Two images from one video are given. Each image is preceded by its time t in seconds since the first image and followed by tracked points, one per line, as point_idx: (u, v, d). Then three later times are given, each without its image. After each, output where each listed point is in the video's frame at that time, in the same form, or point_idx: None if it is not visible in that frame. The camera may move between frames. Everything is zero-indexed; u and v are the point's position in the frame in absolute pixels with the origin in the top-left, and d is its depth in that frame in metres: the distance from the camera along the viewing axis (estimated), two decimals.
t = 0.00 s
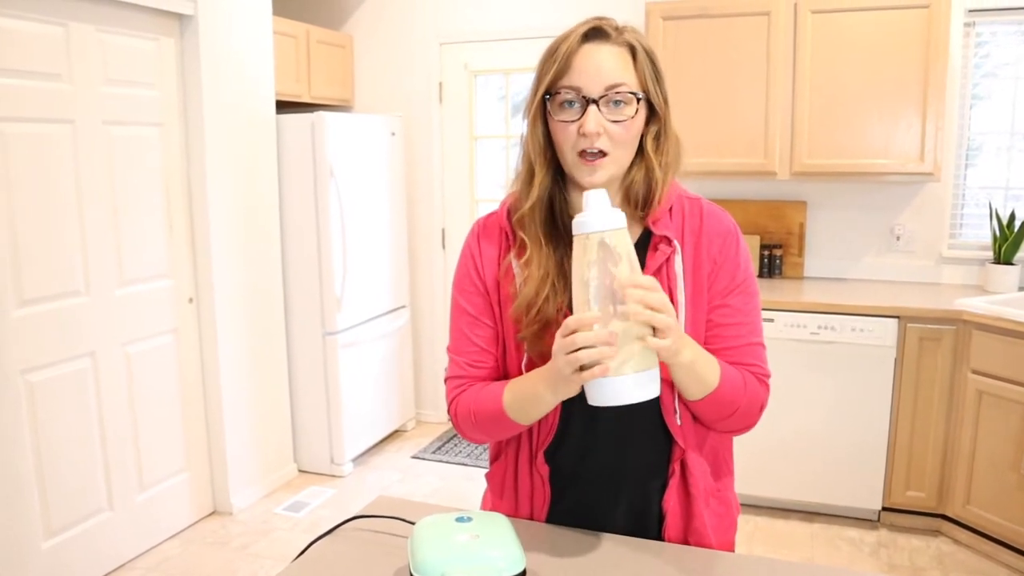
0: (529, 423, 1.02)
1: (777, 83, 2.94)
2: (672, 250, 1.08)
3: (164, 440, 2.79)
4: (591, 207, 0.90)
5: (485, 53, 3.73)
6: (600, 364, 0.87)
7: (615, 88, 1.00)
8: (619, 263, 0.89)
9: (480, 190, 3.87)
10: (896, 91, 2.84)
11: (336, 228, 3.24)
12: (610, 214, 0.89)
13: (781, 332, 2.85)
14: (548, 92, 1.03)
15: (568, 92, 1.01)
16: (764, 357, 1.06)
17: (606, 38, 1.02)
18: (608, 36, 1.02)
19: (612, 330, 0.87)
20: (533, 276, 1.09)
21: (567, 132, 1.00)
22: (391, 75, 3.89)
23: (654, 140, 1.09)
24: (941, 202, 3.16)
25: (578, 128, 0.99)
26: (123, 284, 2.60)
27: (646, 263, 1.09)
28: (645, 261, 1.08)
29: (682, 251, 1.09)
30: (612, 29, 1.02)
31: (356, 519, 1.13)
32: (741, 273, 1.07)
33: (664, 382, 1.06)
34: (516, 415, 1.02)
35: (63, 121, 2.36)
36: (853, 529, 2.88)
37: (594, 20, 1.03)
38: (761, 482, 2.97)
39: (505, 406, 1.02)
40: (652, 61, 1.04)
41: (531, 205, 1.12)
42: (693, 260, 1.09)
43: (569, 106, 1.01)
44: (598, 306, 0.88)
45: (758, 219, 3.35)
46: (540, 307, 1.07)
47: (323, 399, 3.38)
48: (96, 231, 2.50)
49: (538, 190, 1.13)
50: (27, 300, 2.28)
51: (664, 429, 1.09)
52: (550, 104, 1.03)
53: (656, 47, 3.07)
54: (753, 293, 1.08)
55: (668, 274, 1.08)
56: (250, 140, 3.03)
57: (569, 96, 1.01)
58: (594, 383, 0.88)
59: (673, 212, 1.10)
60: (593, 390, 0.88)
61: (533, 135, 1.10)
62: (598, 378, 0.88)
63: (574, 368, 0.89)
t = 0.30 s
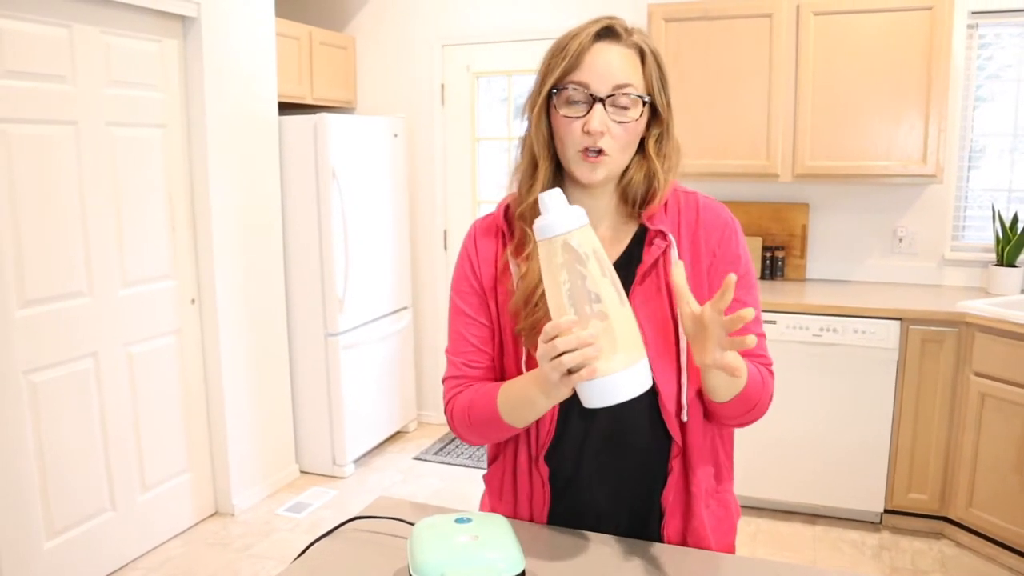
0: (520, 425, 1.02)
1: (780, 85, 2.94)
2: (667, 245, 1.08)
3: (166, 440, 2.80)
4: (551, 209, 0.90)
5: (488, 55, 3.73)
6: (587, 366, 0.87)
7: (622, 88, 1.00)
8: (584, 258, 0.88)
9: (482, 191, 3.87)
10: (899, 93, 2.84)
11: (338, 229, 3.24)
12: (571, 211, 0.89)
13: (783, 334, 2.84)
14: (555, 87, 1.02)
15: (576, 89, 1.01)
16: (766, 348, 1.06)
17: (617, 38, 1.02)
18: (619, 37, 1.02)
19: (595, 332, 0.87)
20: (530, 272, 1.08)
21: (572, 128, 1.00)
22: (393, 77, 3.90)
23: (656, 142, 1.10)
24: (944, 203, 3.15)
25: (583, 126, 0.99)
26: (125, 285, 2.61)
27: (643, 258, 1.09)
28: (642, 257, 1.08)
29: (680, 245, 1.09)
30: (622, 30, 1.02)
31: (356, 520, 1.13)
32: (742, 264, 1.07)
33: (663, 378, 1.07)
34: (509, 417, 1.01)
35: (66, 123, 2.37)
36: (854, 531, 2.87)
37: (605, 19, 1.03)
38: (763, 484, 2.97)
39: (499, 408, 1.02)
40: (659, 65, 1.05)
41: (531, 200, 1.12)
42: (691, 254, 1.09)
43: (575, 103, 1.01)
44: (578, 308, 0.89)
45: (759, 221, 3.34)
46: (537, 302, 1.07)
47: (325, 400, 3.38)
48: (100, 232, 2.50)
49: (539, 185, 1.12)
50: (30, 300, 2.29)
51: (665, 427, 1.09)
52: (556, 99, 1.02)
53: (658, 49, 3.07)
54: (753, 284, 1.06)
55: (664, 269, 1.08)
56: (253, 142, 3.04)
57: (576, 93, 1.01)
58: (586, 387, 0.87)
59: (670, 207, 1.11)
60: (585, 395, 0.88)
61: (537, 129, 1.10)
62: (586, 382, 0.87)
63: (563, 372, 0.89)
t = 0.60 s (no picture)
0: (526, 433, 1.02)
1: (780, 85, 2.94)
2: (668, 248, 1.08)
3: (166, 440, 2.80)
4: (585, 235, 0.88)
5: (489, 55, 3.73)
6: (603, 395, 0.87)
7: (609, 87, 1.00)
8: (616, 291, 0.87)
9: (483, 192, 3.87)
10: (899, 93, 2.84)
11: (339, 228, 3.25)
12: (607, 242, 0.87)
13: (784, 334, 2.84)
14: (543, 93, 1.03)
15: (562, 92, 1.02)
16: (766, 355, 1.05)
17: (599, 38, 1.02)
18: (602, 37, 1.02)
19: (615, 366, 0.87)
20: (530, 274, 1.09)
21: (561, 132, 1.01)
22: (394, 77, 3.90)
23: (651, 139, 1.10)
24: (945, 204, 3.15)
25: (571, 128, 1.00)
26: (126, 285, 2.61)
27: (645, 261, 1.10)
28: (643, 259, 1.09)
29: (680, 249, 1.09)
30: (605, 29, 1.02)
31: (355, 520, 1.13)
32: (743, 270, 1.07)
33: (663, 382, 1.07)
34: (515, 425, 1.01)
35: (68, 123, 2.38)
36: (855, 532, 2.87)
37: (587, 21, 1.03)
38: (763, 485, 2.97)
39: (503, 413, 1.02)
40: (647, 60, 1.05)
41: (529, 205, 1.13)
42: (692, 257, 1.09)
43: (563, 106, 1.02)
44: (602, 336, 0.88)
45: (760, 221, 3.34)
46: (537, 304, 1.07)
47: (326, 400, 3.39)
48: (101, 232, 2.51)
49: (536, 189, 1.13)
50: (30, 300, 2.29)
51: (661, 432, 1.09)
52: (544, 105, 1.04)
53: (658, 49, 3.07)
54: (754, 290, 1.07)
55: (666, 272, 1.09)
56: (254, 142, 3.04)
57: (563, 97, 1.01)
58: (598, 414, 0.88)
59: (671, 209, 1.11)
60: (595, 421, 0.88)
61: (531, 134, 1.11)
62: (599, 410, 0.88)
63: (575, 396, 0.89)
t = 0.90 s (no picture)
0: (524, 429, 1.01)
1: (781, 85, 2.94)
2: (664, 242, 1.08)
3: (167, 441, 2.80)
4: (552, 229, 0.90)
5: (490, 56, 3.74)
6: (583, 384, 0.87)
7: (615, 92, 1.00)
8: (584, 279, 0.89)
9: (484, 193, 3.87)
10: (901, 93, 2.83)
11: (340, 229, 3.25)
12: (573, 232, 0.89)
13: (785, 335, 2.84)
14: (549, 93, 1.03)
15: (569, 94, 1.01)
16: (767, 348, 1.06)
17: (608, 41, 1.02)
18: (610, 39, 1.02)
19: (592, 352, 0.87)
20: (524, 271, 1.07)
21: (566, 133, 1.01)
22: (395, 78, 3.90)
23: (651, 143, 1.10)
24: (946, 204, 3.14)
25: (577, 130, 1.00)
26: (126, 286, 2.61)
27: (640, 256, 1.09)
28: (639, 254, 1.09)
29: (677, 243, 1.09)
30: (614, 32, 1.02)
31: (354, 520, 1.13)
32: (743, 265, 1.08)
33: (664, 379, 1.07)
34: (511, 420, 1.01)
35: (68, 124, 2.38)
36: (856, 533, 2.86)
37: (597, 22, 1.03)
38: (765, 486, 2.96)
39: (501, 410, 1.02)
40: (653, 66, 1.05)
41: (522, 201, 1.13)
42: (689, 251, 1.09)
43: (569, 107, 1.01)
44: (575, 328, 0.89)
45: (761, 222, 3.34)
46: (532, 299, 1.05)
47: (327, 401, 3.39)
48: (102, 232, 2.51)
49: (529, 185, 1.13)
50: (32, 301, 2.29)
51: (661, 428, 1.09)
52: (550, 105, 1.03)
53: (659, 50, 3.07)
54: (754, 284, 1.08)
55: (662, 267, 1.09)
56: (256, 142, 3.05)
57: (569, 98, 1.01)
58: (586, 403, 0.87)
59: (666, 203, 1.11)
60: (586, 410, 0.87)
61: (531, 134, 1.11)
62: (583, 399, 0.87)
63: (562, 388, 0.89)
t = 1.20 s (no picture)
0: (521, 430, 1.01)
1: (782, 85, 2.93)
2: (670, 246, 1.08)
3: (167, 441, 2.80)
4: (554, 236, 0.88)
5: (491, 56, 3.74)
6: (579, 393, 0.87)
7: (617, 97, 1.00)
8: (586, 290, 0.88)
9: (485, 192, 3.87)
10: (902, 93, 2.83)
11: (341, 229, 3.25)
12: (575, 240, 0.88)
13: (787, 335, 2.83)
14: (550, 101, 1.03)
15: (570, 101, 1.01)
16: (770, 354, 1.06)
17: (607, 45, 1.02)
18: (609, 43, 1.02)
19: (590, 361, 0.87)
20: (531, 277, 1.06)
21: (569, 141, 1.01)
22: (396, 78, 3.90)
23: (656, 144, 1.10)
24: (948, 204, 3.14)
25: (580, 138, 1.00)
26: (127, 286, 2.61)
27: (646, 259, 1.09)
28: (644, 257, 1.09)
29: (682, 247, 1.09)
30: (613, 36, 1.02)
31: (353, 519, 1.13)
32: (747, 270, 1.08)
33: (666, 385, 1.07)
34: (509, 422, 1.01)
35: (68, 124, 2.38)
36: (857, 533, 2.86)
37: (596, 26, 1.02)
38: (765, 486, 2.96)
39: (500, 410, 1.02)
40: (653, 66, 1.05)
41: (533, 212, 1.12)
42: (694, 256, 1.09)
43: (570, 114, 1.01)
44: (575, 337, 0.89)
45: (762, 222, 3.34)
46: (537, 303, 1.04)
47: (327, 402, 3.39)
48: (102, 232, 2.51)
49: (539, 195, 1.12)
50: (34, 301, 2.30)
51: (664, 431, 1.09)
52: (552, 113, 1.03)
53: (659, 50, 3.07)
54: (757, 290, 1.09)
55: (667, 271, 1.08)
56: (257, 142, 3.05)
57: (571, 105, 1.01)
58: (580, 412, 0.88)
59: (672, 207, 1.10)
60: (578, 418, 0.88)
61: (535, 139, 1.10)
62: (579, 407, 0.88)
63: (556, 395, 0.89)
